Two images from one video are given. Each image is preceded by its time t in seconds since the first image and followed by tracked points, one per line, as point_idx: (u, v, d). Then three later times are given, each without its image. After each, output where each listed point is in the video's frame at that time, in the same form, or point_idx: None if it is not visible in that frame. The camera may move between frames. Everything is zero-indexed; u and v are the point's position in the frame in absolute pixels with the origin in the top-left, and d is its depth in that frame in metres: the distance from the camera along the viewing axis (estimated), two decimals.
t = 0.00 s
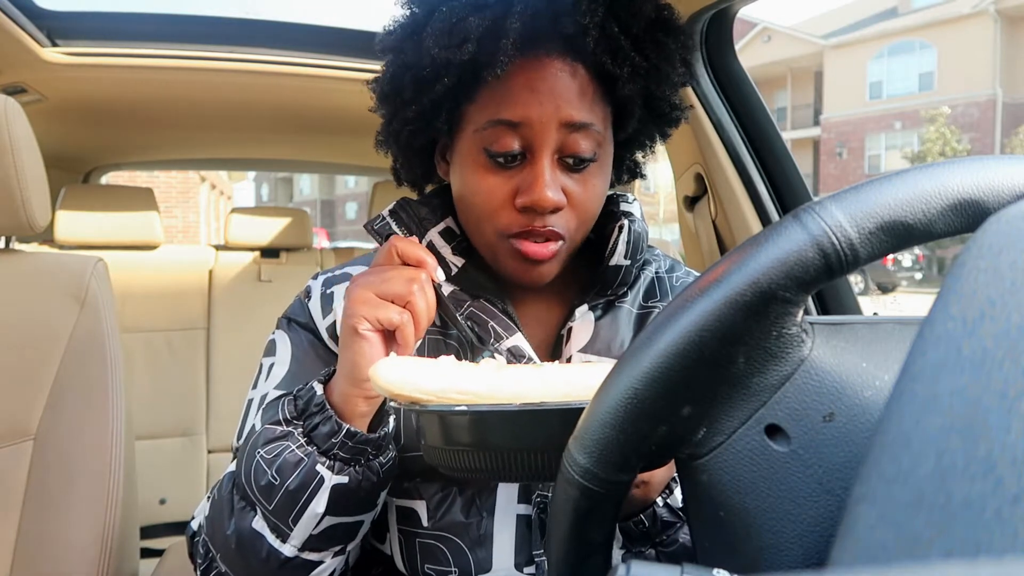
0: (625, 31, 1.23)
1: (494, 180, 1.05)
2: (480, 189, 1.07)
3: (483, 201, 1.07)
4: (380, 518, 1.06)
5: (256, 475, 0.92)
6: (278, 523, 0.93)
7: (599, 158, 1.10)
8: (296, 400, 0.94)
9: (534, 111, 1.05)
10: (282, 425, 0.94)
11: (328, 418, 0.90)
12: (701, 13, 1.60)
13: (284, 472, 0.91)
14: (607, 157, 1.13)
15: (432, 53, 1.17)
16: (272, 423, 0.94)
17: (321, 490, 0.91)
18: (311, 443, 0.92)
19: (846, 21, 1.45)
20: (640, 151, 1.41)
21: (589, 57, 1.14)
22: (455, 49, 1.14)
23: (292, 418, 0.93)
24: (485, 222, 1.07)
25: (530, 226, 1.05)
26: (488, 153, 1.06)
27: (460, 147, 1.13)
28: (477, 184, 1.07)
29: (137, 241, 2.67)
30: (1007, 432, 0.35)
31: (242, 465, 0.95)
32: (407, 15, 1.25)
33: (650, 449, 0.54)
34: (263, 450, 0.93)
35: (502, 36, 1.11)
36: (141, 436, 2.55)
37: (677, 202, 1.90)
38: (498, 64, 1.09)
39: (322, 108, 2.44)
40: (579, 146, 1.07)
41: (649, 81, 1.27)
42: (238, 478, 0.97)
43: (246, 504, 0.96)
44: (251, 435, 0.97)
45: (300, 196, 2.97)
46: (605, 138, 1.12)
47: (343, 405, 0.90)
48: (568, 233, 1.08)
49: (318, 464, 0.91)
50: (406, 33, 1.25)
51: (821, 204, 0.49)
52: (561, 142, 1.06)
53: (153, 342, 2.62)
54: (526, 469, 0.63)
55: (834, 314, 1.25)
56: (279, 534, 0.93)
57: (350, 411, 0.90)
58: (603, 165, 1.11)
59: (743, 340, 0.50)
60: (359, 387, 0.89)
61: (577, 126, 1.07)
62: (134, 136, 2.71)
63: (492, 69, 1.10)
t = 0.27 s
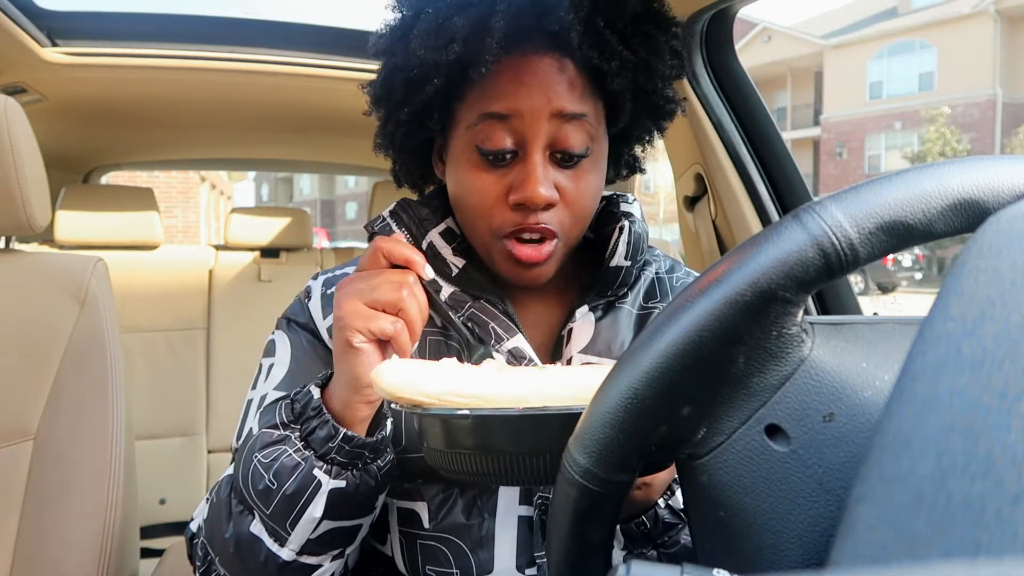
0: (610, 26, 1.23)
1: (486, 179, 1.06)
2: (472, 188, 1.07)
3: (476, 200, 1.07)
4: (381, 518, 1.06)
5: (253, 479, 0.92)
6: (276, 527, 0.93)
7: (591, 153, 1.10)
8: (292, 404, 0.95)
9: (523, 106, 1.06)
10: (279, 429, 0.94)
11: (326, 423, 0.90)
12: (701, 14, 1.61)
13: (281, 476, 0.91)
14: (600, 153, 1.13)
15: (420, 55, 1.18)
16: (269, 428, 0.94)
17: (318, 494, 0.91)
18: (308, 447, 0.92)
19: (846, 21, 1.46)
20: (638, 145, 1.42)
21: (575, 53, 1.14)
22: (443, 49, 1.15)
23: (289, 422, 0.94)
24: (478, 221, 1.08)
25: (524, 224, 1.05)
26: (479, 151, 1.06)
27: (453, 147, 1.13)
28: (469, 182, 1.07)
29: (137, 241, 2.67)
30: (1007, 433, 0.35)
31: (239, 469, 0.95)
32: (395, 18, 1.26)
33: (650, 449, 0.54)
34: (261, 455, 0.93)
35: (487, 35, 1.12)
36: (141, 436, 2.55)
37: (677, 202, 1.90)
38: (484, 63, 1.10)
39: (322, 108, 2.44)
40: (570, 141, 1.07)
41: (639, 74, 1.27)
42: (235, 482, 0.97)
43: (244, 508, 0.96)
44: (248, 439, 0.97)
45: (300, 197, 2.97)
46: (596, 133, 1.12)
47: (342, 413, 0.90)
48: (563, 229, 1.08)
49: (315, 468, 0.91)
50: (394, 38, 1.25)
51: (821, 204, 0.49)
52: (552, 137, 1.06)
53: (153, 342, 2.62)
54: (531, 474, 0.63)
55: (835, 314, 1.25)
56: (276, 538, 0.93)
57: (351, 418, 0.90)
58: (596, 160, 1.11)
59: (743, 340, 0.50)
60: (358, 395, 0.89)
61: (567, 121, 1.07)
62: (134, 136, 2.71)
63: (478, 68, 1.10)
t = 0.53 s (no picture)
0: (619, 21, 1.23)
1: (491, 171, 1.06)
2: (477, 181, 1.07)
3: (480, 192, 1.06)
4: (381, 518, 1.06)
5: (249, 475, 0.92)
6: (272, 523, 0.93)
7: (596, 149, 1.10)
8: (288, 399, 0.95)
9: (530, 98, 1.06)
10: (274, 425, 0.94)
11: (321, 418, 0.91)
12: (701, 14, 1.61)
13: (276, 472, 0.91)
14: (604, 151, 1.13)
15: (431, 45, 1.18)
16: (264, 424, 0.94)
17: (313, 489, 0.91)
18: (303, 442, 0.92)
19: (846, 22, 1.46)
20: (640, 148, 1.43)
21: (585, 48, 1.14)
22: (454, 39, 1.14)
23: (284, 418, 0.94)
24: (482, 214, 1.07)
25: (528, 216, 1.05)
26: (484, 143, 1.07)
27: (458, 141, 1.13)
28: (473, 175, 1.07)
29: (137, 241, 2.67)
30: (1007, 433, 0.35)
31: (237, 465, 0.95)
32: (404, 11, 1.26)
33: (650, 449, 0.54)
34: (257, 450, 0.93)
35: (498, 26, 1.11)
36: (141, 436, 2.55)
37: (677, 202, 1.90)
38: (493, 54, 1.10)
39: (322, 108, 2.44)
40: (576, 135, 1.07)
41: (646, 71, 1.26)
42: (233, 479, 0.97)
43: (241, 505, 0.96)
44: (243, 436, 0.97)
45: (300, 197, 2.96)
46: (601, 129, 1.13)
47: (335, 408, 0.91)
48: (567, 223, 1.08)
49: (310, 464, 0.91)
50: (404, 28, 1.25)
51: (821, 204, 0.49)
52: (558, 130, 1.06)
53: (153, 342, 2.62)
54: (524, 469, 0.63)
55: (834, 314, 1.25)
56: (273, 535, 0.93)
57: (344, 411, 0.91)
58: (600, 157, 1.11)
59: (743, 340, 0.50)
60: (344, 384, 0.89)
61: (574, 115, 1.07)
62: (134, 136, 2.71)
63: (488, 57, 1.10)
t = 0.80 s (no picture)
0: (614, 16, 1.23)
1: (490, 169, 1.06)
2: (476, 179, 1.07)
3: (479, 191, 1.06)
4: (381, 522, 1.06)
5: (230, 485, 0.93)
6: (254, 533, 0.92)
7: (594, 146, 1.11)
8: (269, 407, 0.95)
9: (529, 94, 1.06)
10: (255, 434, 0.94)
11: (299, 426, 0.91)
12: (702, 13, 1.62)
13: (255, 482, 0.91)
14: (602, 148, 1.13)
15: (425, 44, 1.18)
16: (246, 432, 0.94)
17: (291, 499, 0.91)
18: (282, 452, 0.93)
19: (846, 21, 1.46)
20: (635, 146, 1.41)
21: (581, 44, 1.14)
22: (449, 36, 1.14)
23: (265, 427, 0.94)
24: (481, 213, 1.07)
25: (528, 213, 1.05)
26: (483, 141, 1.07)
27: (456, 141, 1.13)
28: (473, 173, 1.07)
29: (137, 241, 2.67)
30: (1006, 433, 0.35)
31: (220, 475, 0.96)
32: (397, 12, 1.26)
33: (650, 449, 0.54)
34: (237, 460, 0.93)
35: (493, 24, 1.11)
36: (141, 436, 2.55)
37: (677, 202, 1.90)
38: (489, 50, 1.09)
39: (322, 108, 2.44)
40: (575, 131, 1.08)
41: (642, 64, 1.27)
42: (217, 488, 0.97)
43: (225, 515, 0.96)
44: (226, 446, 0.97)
45: (300, 196, 2.92)
46: (599, 126, 1.13)
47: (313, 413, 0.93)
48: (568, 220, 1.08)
49: (289, 473, 0.91)
50: (398, 29, 1.25)
51: (821, 204, 0.49)
52: (557, 127, 1.07)
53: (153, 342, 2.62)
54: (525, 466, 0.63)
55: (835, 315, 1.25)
56: (256, 545, 0.93)
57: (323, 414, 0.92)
58: (598, 155, 1.11)
59: (743, 340, 0.50)
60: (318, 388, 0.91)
61: (572, 111, 1.08)
62: (134, 136, 2.71)
63: (485, 53, 1.10)
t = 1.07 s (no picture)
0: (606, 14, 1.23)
1: (487, 173, 1.06)
2: (474, 183, 1.07)
3: (476, 196, 1.06)
4: (377, 524, 1.06)
5: (219, 486, 0.93)
6: (244, 535, 0.92)
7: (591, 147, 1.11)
8: (257, 409, 0.96)
9: (524, 97, 1.06)
10: (242, 435, 0.95)
11: (283, 426, 0.92)
12: (701, 13, 1.66)
13: (242, 483, 0.91)
14: (598, 148, 1.13)
15: (418, 51, 1.19)
16: (233, 433, 0.95)
17: (278, 500, 0.90)
18: (269, 453, 0.93)
19: (846, 21, 1.46)
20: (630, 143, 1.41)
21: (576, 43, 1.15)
22: (443, 40, 1.15)
23: (253, 428, 0.95)
24: (480, 218, 1.07)
25: (527, 217, 1.05)
26: (480, 146, 1.07)
27: (452, 145, 1.13)
28: (470, 178, 1.07)
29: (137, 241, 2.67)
30: (1006, 433, 0.35)
31: (210, 478, 0.96)
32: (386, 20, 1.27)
33: (650, 449, 0.54)
34: (225, 462, 0.93)
35: (487, 25, 1.12)
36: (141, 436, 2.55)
37: (677, 202, 1.90)
38: (484, 54, 1.10)
39: (322, 108, 2.44)
40: (572, 132, 1.07)
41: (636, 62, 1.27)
42: (207, 490, 0.97)
43: (216, 517, 0.96)
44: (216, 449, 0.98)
45: (300, 197, 2.94)
46: (595, 126, 1.13)
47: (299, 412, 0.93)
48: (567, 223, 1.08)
49: (275, 474, 0.91)
50: (388, 34, 1.26)
51: (821, 204, 0.49)
52: (553, 128, 1.06)
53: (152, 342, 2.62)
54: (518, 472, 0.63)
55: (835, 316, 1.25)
56: (246, 546, 0.92)
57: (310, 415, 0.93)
58: (595, 155, 1.11)
59: (743, 340, 0.50)
60: (307, 387, 0.92)
61: (568, 113, 1.08)
62: (134, 136, 2.71)
63: (479, 58, 1.10)
